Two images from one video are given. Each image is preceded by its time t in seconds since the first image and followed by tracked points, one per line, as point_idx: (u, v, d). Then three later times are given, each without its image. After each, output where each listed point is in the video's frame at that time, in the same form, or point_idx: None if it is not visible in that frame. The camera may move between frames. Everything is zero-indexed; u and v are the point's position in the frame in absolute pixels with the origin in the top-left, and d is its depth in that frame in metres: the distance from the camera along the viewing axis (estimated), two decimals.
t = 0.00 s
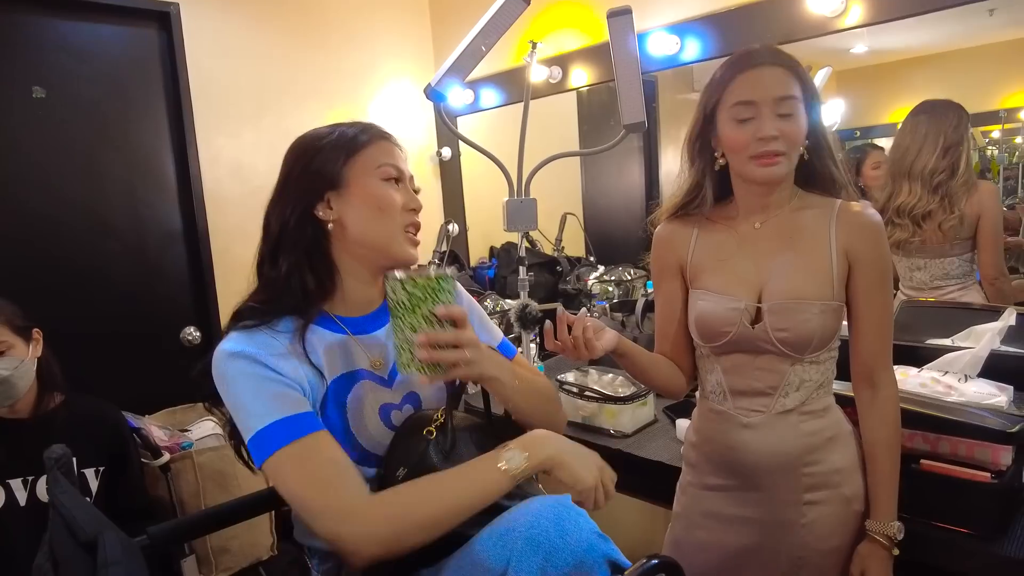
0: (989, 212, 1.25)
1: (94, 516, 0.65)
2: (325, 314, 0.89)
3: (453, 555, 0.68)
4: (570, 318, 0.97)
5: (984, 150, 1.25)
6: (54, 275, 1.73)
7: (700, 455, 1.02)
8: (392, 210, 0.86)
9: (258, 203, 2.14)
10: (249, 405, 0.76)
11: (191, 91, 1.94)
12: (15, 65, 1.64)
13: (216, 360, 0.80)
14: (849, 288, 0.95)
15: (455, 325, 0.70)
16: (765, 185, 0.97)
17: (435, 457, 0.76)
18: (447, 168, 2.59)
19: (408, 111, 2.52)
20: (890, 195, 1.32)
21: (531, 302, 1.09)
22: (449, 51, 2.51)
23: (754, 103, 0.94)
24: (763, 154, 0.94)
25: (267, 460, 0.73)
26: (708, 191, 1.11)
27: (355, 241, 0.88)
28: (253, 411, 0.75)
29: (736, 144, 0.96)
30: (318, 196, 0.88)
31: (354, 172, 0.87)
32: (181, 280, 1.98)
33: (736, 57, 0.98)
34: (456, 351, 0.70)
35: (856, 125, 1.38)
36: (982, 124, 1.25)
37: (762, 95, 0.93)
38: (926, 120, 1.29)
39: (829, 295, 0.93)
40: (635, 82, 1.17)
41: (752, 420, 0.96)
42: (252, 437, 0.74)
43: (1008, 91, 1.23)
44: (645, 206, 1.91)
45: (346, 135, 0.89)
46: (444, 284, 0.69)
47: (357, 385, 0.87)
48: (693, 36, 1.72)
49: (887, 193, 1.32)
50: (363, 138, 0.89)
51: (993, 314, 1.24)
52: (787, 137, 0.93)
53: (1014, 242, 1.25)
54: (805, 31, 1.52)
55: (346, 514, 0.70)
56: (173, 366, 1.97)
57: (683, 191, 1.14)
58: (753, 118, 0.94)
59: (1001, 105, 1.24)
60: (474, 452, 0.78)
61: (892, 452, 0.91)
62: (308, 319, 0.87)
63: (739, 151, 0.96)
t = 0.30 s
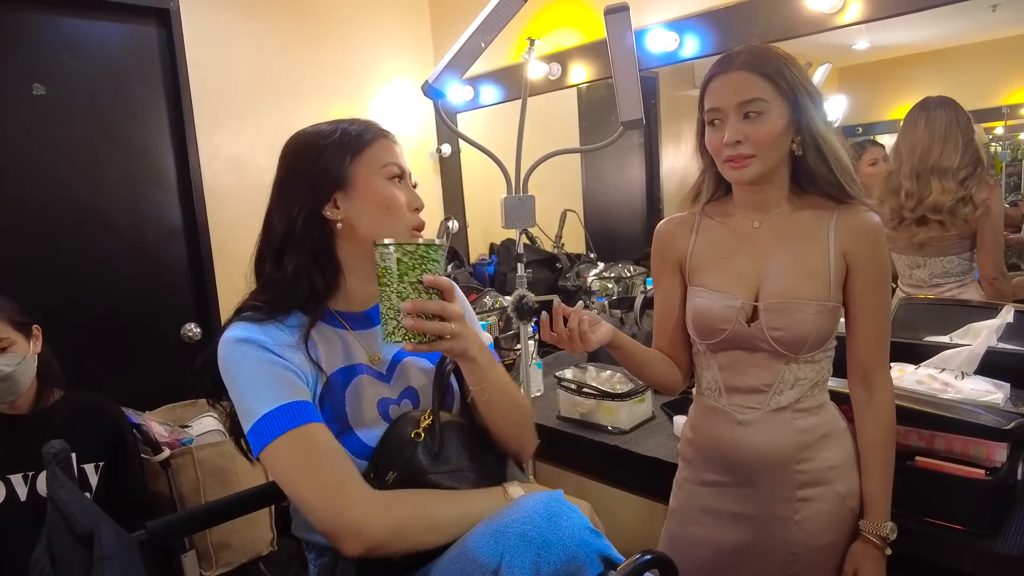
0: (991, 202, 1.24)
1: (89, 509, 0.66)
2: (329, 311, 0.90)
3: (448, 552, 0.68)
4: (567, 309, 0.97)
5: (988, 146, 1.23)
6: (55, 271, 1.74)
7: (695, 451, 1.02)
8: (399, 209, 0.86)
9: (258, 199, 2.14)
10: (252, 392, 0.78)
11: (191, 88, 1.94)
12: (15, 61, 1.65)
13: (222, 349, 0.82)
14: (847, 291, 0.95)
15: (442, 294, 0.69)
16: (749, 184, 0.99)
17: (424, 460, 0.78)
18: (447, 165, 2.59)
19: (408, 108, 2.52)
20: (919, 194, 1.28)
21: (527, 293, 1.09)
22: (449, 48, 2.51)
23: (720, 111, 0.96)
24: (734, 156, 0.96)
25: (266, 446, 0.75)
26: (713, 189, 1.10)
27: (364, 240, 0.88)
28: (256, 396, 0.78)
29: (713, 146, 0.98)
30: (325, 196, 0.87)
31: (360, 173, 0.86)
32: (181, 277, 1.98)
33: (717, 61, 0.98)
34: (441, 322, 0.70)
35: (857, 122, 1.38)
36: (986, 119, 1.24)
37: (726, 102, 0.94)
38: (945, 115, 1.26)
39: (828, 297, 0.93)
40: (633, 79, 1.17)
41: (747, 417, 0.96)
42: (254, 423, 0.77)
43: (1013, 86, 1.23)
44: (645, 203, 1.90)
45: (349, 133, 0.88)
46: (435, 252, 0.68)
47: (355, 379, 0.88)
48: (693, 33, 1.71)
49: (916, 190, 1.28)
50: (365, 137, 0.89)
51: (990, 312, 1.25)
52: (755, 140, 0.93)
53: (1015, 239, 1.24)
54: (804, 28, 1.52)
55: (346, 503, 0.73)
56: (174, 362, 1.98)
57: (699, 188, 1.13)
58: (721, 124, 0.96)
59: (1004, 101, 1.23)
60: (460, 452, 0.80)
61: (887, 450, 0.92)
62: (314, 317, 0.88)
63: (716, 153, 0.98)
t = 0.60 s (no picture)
0: (986, 194, 1.24)
1: (93, 508, 0.66)
2: (335, 311, 0.91)
3: (448, 552, 0.69)
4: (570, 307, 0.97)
5: (989, 146, 1.23)
6: (57, 270, 1.74)
7: (696, 450, 1.02)
8: (399, 202, 0.86)
9: (259, 199, 2.14)
10: (254, 395, 0.79)
11: (192, 88, 1.94)
12: (18, 61, 1.65)
13: (228, 350, 0.82)
14: (848, 291, 0.95)
15: (462, 304, 0.74)
16: (750, 186, 0.99)
17: (424, 459, 0.78)
18: (448, 164, 2.60)
19: (409, 107, 2.52)
20: (919, 192, 1.29)
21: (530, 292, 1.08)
22: (450, 47, 2.51)
23: (717, 116, 0.96)
24: (733, 160, 0.96)
25: (269, 451, 0.76)
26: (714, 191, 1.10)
27: (370, 240, 0.88)
28: (260, 398, 0.78)
29: (713, 149, 0.99)
30: (323, 197, 0.88)
31: (355, 170, 0.87)
32: (183, 275, 1.99)
33: (712, 66, 0.99)
34: (461, 330, 0.75)
35: (859, 122, 1.38)
36: (988, 119, 1.24)
37: (722, 107, 0.95)
38: (949, 112, 1.26)
39: (829, 297, 0.93)
40: (634, 79, 1.17)
41: (746, 416, 0.96)
42: (258, 425, 0.77)
43: (1016, 84, 1.23)
44: (646, 202, 1.90)
45: (342, 133, 0.89)
46: (455, 262, 0.73)
47: (359, 381, 0.88)
48: (694, 32, 1.71)
49: (914, 188, 1.29)
50: (357, 136, 0.89)
51: (991, 311, 1.25)
52: (754, 144, 0.94)
53: (1017, 239, 1.24)
54: (805, 27, 1.52)
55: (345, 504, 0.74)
56: (175, 360, 1.99)
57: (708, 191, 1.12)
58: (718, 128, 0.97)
59: (1007, 101, 1.23)
60: (459, 449, 0.81)
61: (887, 450, 0.92)
62: (322, 317, 0.89)
63: (716, 156, 0.99)
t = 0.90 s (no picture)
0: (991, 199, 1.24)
1: (95, 507, 0.66)
2: (327, 309, 0.91)
3: (449, 552, 0.68)
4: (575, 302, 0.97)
5: (991, 146, 1.23)
6: (59, 269, 1.74)
7: (698, 451, 1.02)
8: (400, 206, 0.86)
9: (261, 198, 2.14)
10: (251, 395, 0.78)
11: (195, 87, 1.94)
12: (20, 60, 1.65)
13: (223, 351, 0.82)
14: (851, 291, 0.95)
15: (458, 296, 0.74)
16: (754, 187, 0.98)
17: (421, 460, 0.78)
18: (450, 163, 2.59)
19: (411, 106, 2.52)
20: (921, 192, 1.28)
21: (533, 288, 1.08)
22: (452, 46, 2.51)
23: (720, 116, 0.96)
24: (736, 161, 0.96)
25: (262, 452, 0.76)
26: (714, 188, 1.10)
27: (367, 237, 0.88)
28: (255, 399, 0.78)
29: (716, 150, 0.99)
30: (326, 193, 0.87)
31: (361, 171, 0.86)
32: (184, 274, 1.99)
33: (717, 66, 0.99)
34: (457, 324, 0.75)
35: (861, 122, 1.38)
36: (990, 119, 1.23)
37: (725, 108, 0.95)
38: (952, 112, 1.26)
39: (832, 296, 0.93)
40: (636, 78, 1.17)
41: (750, 416, 0.96)
42: (252, 428, 0.77)
43: (1017, 85, 1.22)
44: (647, 201, 1.90)
45: (349, 133, 0.88)
46: (451, 255, 0.73)
47: (355, 381, 0.88)
48: (696, 31, 1.71)
49: (916, 188, 1.29)
50: (364, 136, 0.89)
51: (993, 312, 1.23)
52: (757, 146, 0.93)
53: (1019, 239, 1.23)
54: (808, 27, 1.52)
55: (346, 505, 0.74)
56: (176, 359, 1.99)
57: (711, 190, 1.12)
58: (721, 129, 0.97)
59: (1009, 100, 1.22)
60: (456, 449, 0.81)
61: (890, 450, 0.92)
62: (315, 315, 0.89)
63: (718, 157, 0.99)
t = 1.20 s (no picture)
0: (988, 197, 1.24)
1: (102, 504, 0.66)
2: (337, 309, 0.91)
3: (455, 548, 0.69)
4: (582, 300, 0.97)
5: (993, 146, 1.23)
6: (63, 267, 1.75)
7: (701, 450, 1.02)
8: (414, 212, 0.87)
9: (264, 196, 2.15)
10: (258, 392, 0.79)
11: (199, 86, 1.95)
12: (25, 58, 1.66)
13: (230, 348, 0.83)
14: (853, 291, 0.95)
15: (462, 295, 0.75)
16: (757, 187, 0.99)
17: (425, 458, 0.78)
18: (452, 162, 2.60)
19: (414, 105, 2.52)
20: (923, 192, 1.29)
21: (538, 287, 1.09)
22: (455, 45, 2.51)
23: (722, 117, 0.96)
24: (739, 162, 0.96)
25: (267, 447, 0.76)
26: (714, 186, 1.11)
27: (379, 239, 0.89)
28: (261, 396, 0.79)
29: (718, 151, 0.99)
30: (341, 197, 0.87)
31: (376, 175, 0.87)
32: (187, 273, 1.99)
33: (720, 66, 0.99)
34: (461, 323, 0.75)
35: (864, 121, 1.38)
36: (993, 120, 1.23)
37: (727, 109, 0.95)
38: (955, 112, 1.26)
39: (835, 296, 0.93)
40: (640, 78, 1.17)
41: (752, 416, 0.96)
42: (257, 424, 0.77)
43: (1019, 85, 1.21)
44: (649, 201, 1.90)
45: (367, 134, 0.88)
46: (455, 255, 0.73)
47: (360, 379, 0.89)
48: (699, 31, 1.71)
49: (919, 188, 1.30)
50: (380, 138, 0.89)
51: (995, 312, 1.22)
52: (760, 146, 0.94)
53: (1021, 240, 1.23)
54: (811, 27, 1.52)
55: (351, 502, 0.74)
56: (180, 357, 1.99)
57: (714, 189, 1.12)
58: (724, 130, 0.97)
59: (1011, 101, 1.21)
60: (460, 447, 0.81)
61: (892, 450, 0.92)
62: (326, 314, 0.90)
63: (721, 158, 0.99)
